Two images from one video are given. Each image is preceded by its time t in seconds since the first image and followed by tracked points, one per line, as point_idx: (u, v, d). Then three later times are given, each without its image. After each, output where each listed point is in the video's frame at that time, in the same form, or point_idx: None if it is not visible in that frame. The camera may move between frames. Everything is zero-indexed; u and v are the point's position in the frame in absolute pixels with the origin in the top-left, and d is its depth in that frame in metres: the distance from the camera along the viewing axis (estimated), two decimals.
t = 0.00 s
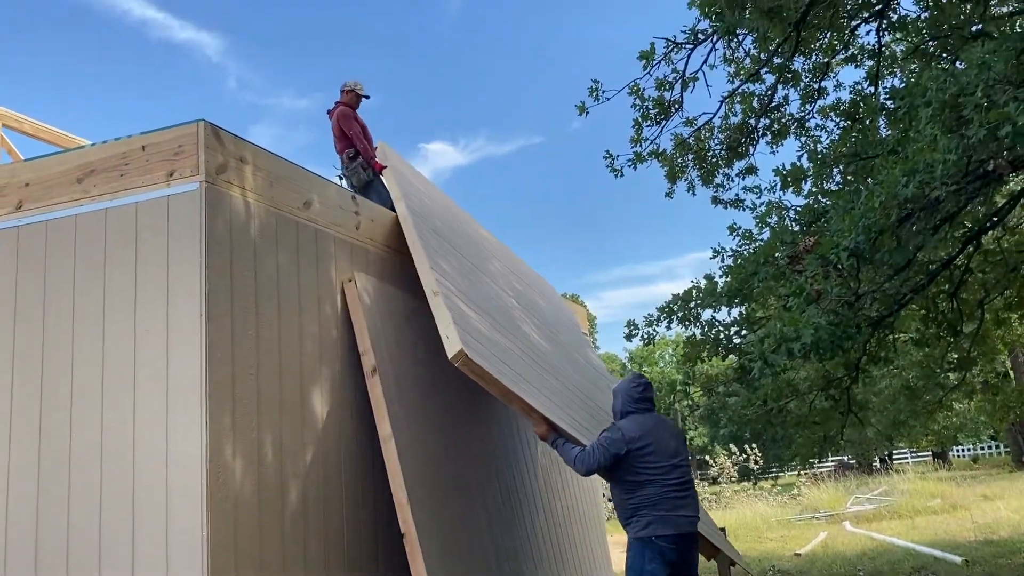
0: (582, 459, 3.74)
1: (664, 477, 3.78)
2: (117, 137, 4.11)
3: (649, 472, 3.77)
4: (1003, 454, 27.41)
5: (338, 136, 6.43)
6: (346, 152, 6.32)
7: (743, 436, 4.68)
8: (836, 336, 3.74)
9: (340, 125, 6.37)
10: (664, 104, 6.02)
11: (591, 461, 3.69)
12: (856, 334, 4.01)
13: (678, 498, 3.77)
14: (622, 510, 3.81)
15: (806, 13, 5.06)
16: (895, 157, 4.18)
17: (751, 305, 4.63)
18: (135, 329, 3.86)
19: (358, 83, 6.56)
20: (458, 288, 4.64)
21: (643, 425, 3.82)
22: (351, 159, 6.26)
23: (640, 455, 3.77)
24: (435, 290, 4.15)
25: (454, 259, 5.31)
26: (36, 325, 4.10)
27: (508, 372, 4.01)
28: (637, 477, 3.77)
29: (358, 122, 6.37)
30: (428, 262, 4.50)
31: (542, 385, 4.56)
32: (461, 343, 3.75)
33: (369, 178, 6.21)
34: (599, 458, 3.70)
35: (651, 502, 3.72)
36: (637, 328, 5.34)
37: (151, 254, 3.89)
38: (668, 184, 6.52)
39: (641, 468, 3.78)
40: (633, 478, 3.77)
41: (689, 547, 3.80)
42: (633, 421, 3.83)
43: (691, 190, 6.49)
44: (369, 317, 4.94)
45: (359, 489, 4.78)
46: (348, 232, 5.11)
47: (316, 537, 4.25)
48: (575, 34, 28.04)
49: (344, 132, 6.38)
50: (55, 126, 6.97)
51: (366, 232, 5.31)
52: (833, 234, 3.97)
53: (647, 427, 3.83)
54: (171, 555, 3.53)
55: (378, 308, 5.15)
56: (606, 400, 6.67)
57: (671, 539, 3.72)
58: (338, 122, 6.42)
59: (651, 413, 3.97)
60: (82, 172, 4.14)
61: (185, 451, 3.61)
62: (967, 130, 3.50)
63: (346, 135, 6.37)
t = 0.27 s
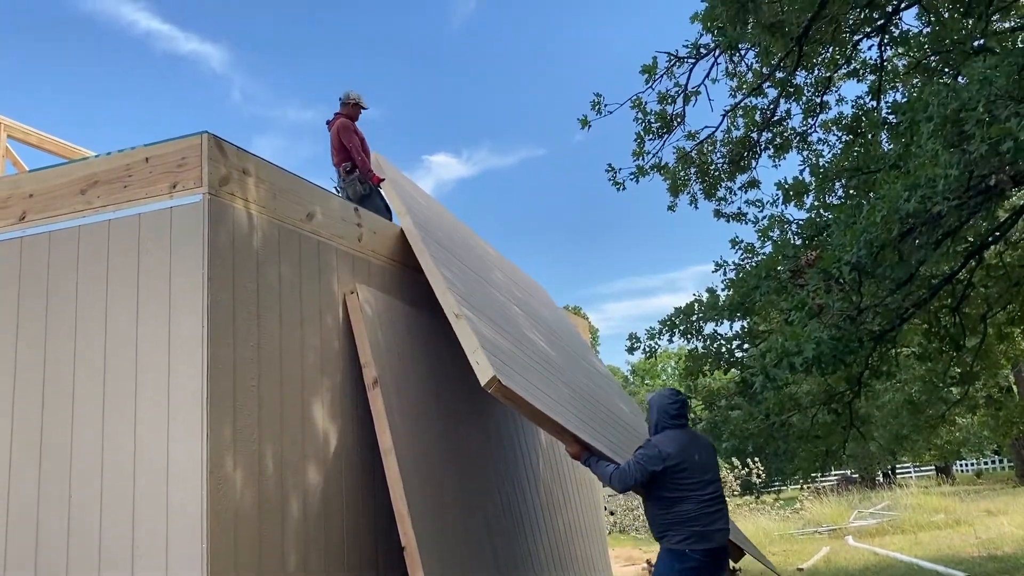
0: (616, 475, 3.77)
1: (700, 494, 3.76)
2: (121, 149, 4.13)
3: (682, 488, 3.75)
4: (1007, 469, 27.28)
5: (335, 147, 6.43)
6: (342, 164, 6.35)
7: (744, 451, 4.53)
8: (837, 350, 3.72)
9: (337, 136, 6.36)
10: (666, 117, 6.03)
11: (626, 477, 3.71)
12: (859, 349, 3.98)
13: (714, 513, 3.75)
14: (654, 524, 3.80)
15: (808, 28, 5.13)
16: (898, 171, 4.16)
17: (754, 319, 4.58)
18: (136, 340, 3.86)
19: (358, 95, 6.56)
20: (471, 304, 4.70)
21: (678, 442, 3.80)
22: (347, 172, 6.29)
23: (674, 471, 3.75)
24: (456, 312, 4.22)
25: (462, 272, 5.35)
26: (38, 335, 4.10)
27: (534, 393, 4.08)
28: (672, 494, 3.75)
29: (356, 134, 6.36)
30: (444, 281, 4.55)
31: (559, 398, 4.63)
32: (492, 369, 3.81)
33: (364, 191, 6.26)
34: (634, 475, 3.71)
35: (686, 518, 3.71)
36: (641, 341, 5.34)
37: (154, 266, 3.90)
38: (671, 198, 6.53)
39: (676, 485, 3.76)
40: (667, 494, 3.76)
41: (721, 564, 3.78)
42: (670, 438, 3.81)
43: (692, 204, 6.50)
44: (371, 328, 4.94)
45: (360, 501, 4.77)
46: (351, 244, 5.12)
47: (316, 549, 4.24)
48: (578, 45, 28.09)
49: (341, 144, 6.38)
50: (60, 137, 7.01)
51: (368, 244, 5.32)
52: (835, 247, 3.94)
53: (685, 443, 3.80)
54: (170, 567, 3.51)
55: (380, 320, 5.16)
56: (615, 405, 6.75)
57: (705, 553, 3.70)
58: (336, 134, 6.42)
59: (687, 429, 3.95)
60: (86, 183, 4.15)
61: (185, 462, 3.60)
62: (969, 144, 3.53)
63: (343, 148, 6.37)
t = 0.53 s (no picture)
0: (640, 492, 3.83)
1: (716, 504, 3.82)
2: (126, 159, 4.15)
3: (704, 501, 3.81)
4: (1012, 482, 27.15)
5: (335, 157, 6.47)
6: (340, 174, 6.40)
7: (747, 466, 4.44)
8: (841, 363, 3.67)
9: (337, 146, 6.40)
10: (670, 129, 6.05)
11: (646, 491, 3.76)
12: (862, 362, 3.94)
13: (728, 522, 3.83)
14: (672, 533, 3.90)
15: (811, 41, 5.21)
16: (900, 184, 4.14)
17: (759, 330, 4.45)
18: (139, 349, 3.87)
19: (358, 105, 6.57)
20: (480, 316, 4.73)
21: (696, 453, 3.84)
22: (345, 182, 6.36)
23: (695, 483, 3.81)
24: (467, 325, 4.25)
25: (467, 284, 5.37)
26: (42, 345, 4.10)
27: (547, 406, 4.12)
28: (689, 505, 3.81)
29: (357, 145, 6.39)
30: (453, 294, 4.58)
31: (568, 409, 4.66)
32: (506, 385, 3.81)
33: (361, 201, 6.36)
34: (657, 491, 3.77)
35: (702, 529, 3.78)
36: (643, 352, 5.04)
37: (158, 275, 3.91)
38: (674, 210, 6.53)
39: (694, 495, 3.82)
40: (686, 506, 3.82)
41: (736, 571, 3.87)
42: (688, 449, 3.85)
43: (696, 215, 6.50)
44: (374, 339, 4.94)
45: (362, 511, 4.77)
46: (354, 254, 5.13)
47: (318, 559, 4.23)
48: (582, 56, 28.18)
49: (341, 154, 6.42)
50: (65, 147, 7.04)
51: (371, 255, 5.32)
52: (838, 259, 3.91)
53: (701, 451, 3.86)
54: None
55: (383, 330, 5.16)
56: (621, 412, 6.80)
57: (719, 562, 3.78)
58: (336, 143, 6.45)
59: (705, 438, 3.99)
60: (91, 194, 4.17)
61: (187, 473, 3.59)
62: (972, 158, 3.50)
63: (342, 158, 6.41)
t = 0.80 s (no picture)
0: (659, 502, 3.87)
1: (733, 512, 3.85)
2: (131, 167, 4.16)
3: (722, 510, 3.83)
4: (1017, 493, 27.04)
5: (336, 164, 6.47)
6: (341, 182, 6.42)
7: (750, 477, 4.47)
8: (846, 374, 3.62)
9: (338, 154, 6.40)
10: (674, 138, 6.06)
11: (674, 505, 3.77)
12: (866, 373, 3.90)
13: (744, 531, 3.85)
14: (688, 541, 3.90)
15: (814, 50, 5.21)
16: (906, 194, 4.10)
17: (763, 340, 4.48)
18: (144, 358, 3.88)
19: (362, 114, 6.61)
20: (491, 326, 4.79)
21: (717, 464, 3.85)
22: (347, 190, 6.38)
23: (716, 495, 3.82)
24: (482, 335, 4.31)
25: (475, 294, 5.40)
26: (47, 354, 4.11)
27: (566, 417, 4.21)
28: (708, 512, 3.83)
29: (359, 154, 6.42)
30: (465, 305, 4.64)
31: (580, 418, 4.73)
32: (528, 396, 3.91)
33: (362, 209, 6.38)
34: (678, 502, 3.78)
35: (720, 537, 3.80)
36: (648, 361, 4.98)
37: (162, 284, 3.92)
38: (678, 218, 6.53)
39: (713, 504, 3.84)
40: (704, 516, 3.85)
41: None
42: (709, 459, 3.86)
43: (700, 224, 6.51)
44: (378, 348, 4.95)
45: (365, 521, 4.76)
46: (359, 263, 5.14)
47: (321, 569, 4.23)
48: (586, 64, 28.27)
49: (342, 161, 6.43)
50: (70, 155, 7.07)
51: (375, 263, 5.33)
52: (843, 269, 3.90)
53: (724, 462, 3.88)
54: None
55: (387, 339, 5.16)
56: (625, 418, 6.88)
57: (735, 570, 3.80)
58: (337, 151, 6.46)
59: (721, 446, 4.01)
60: (97, 202, 4.18)
61: (191, 482, 3.59)
62: (976, 168, 3.48)
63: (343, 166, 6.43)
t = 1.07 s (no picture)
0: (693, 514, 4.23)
1: (762, 521, 4.16)
2: (136, 174, 4.17)
3: (752, 519, 4.15)
4: (1022, 500, 26.95)
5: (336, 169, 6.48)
6: (341, 188, 6.43)
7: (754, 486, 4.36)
8: (850, 381, 3.58)
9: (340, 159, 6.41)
10: (677, 145, 6.06)
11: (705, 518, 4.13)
12: (869, 381, 3.87)
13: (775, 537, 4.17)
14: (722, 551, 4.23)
15: (818, 57, 5.21)
16: (910, 201, 4.06)
17: (767, 347, 4.47)
18: (148, 365, 3.88)
19: (366, 121, 6.65)
20: (507, 340, 4.88)
21: (747, 477, 4.16)
22: (347, 196, 6.38)
23: (746, 505, 4.15)
24: (504, 356, 4.43)
25: (485, 304, 5.46)
26: (51, 361, 4.11)
27: (592, 437, 4.31)
28: (739, 522, 4.17)
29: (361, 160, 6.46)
30: (482, 321, 4.71)
31: (600, 430, 4.83)
32: (559, 421, 4.02)
33: (361, 216, 6.41)
34: (709, 514, 4.14)
35: (752, 545, 4.13)
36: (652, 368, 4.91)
37: (166, 291, 3.93)
38: (681, 225, 6.54)
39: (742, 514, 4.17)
40: (737, 526, 4.17)
41: None
42: (736, 471, 4.17)
43: (703, 231, 6.50)
44: (381, 355, 4.95)
45: (368, 527, 4.75)
46: (362, 269, 5.14)
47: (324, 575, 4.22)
48: (589, 71, 28.34)
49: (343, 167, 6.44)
50: (75, 161, 7.10)
51: (378, 270, 5.33)
52: (846, 275, 3.86)
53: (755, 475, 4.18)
54: None
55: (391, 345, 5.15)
56: (632, 421, 7.01)
57: None
58: (337, 156, 6.47)
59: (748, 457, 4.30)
60: (101, 209, 4.19)
61: (194, 489, 3.59)
62: (980, 175, 3.47)
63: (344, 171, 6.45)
